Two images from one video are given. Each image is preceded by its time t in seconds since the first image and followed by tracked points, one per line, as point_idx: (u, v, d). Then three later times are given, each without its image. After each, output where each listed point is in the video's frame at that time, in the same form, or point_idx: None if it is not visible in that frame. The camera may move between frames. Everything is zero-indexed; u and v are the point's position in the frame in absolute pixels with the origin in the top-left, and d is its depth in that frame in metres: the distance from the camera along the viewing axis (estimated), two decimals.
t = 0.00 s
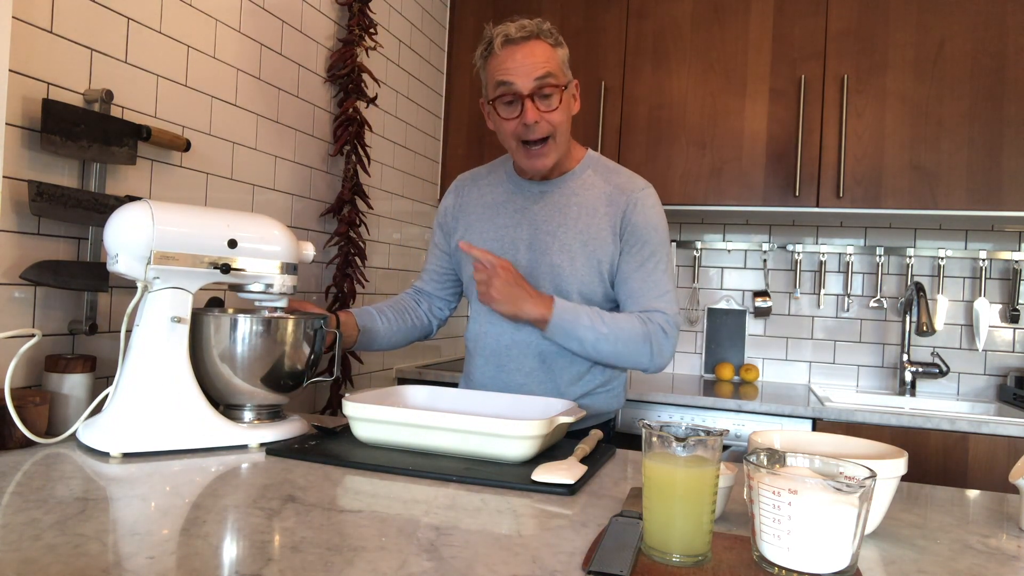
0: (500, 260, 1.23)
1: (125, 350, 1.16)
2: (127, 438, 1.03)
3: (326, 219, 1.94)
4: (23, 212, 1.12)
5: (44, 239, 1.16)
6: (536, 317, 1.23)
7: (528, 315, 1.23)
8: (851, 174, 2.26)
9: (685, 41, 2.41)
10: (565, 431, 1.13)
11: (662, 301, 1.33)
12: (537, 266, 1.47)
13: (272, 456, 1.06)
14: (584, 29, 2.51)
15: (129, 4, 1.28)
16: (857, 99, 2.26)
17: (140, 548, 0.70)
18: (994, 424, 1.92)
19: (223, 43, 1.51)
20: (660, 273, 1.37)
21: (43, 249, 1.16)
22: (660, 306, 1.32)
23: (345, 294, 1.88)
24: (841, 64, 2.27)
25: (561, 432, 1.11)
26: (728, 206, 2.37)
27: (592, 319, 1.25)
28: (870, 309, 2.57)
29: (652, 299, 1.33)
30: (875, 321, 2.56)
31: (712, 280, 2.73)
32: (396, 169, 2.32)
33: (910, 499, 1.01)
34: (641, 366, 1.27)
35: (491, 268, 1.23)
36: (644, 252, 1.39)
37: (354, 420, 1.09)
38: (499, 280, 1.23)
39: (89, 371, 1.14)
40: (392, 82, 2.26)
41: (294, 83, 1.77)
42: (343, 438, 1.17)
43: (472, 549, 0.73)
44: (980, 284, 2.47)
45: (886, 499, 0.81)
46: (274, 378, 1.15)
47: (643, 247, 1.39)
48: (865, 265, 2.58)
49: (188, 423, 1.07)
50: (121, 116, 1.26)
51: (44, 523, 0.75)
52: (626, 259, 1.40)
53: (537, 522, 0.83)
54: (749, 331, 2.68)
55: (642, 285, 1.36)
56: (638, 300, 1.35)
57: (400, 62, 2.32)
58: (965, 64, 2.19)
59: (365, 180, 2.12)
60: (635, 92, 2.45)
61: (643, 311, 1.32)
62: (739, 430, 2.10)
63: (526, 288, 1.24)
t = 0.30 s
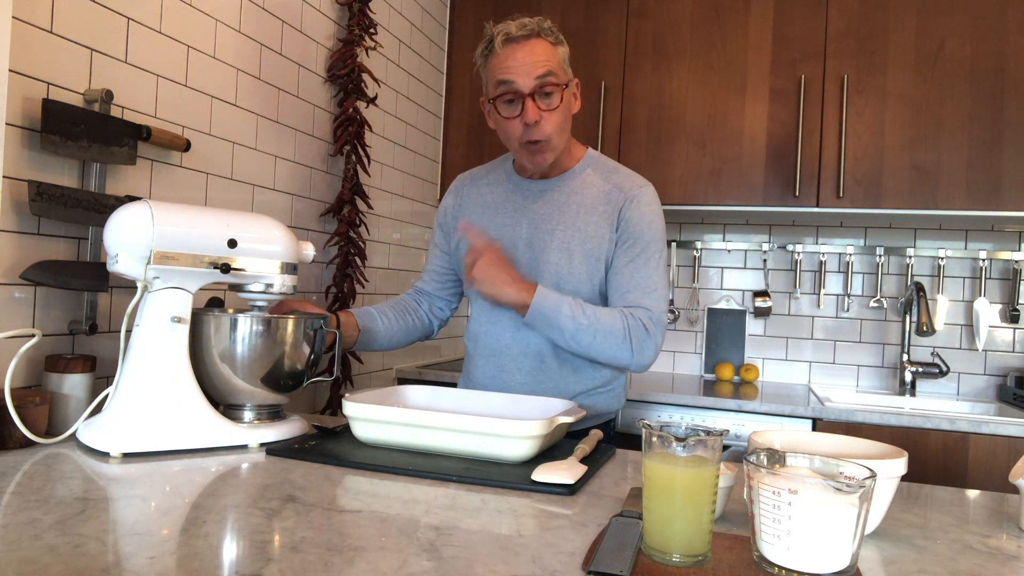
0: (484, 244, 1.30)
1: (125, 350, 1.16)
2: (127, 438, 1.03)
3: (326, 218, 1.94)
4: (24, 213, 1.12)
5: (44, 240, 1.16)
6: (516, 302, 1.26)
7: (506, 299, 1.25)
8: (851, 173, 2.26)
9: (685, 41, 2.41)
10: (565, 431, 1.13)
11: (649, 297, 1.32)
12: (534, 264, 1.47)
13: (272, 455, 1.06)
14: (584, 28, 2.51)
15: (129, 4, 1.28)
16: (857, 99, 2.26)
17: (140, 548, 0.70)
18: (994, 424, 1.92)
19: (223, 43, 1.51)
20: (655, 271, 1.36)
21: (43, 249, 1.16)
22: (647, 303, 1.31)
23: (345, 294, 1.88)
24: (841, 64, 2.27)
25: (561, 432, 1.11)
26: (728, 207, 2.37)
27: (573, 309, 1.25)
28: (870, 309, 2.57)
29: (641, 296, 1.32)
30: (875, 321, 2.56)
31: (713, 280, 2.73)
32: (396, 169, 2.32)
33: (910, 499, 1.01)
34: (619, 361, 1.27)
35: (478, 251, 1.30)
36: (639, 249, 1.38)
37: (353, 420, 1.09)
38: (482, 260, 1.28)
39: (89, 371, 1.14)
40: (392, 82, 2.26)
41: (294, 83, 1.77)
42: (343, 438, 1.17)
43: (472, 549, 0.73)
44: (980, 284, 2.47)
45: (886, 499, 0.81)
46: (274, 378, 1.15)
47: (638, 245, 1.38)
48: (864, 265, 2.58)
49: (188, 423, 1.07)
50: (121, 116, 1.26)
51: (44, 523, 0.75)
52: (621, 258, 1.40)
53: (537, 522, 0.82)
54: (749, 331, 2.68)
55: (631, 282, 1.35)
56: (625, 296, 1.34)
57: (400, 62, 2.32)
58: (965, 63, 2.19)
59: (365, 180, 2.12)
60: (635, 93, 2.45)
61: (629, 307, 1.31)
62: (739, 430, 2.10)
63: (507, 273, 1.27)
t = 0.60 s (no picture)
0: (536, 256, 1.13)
1: (125, 350, 1.16)
2: (128, 438, 1.03)
3: (326, 219, 1.94)
4: (23, 213, 1.12)
5: (44, 239, 1.16)
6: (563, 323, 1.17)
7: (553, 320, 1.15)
8: (851, 173, 2.25)
9: (685, 41, 2.40)
10: (565, 431, 1.13)
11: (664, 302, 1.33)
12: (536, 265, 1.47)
13: (272, 455, 1.06)
14: (584, 29, 2.51)
15: (129, 4, 1.28)
16: (857, 99, 2.26)
17: (140, 548, 0.70)
18: (994, 424, 1.92)
19: (223, 43, 1.51)
20: (661, 276, 1.37)
21: (43, 249, 1.16)
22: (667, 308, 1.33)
23: (345, 294, 1.88)
24: (841, 64, 2.27)
25: (561, 432, 1.11)
26: (728, 206, 2.37)
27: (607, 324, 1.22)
28: (870, 309, 2.57)
29: (653, 301, 1.34)
30: (875, 321, 2.57)
31: (713, 280, 2.73)
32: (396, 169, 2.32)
33: (910, 499, 1.01)
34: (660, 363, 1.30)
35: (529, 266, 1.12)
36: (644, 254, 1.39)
37: (353, 420, 1.09)
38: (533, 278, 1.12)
39: (89, 371, 1.14)
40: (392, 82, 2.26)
41: (294, 83, 1.77)
42: (344, 438, 1.18)
43: (472, 549, 0.73)
44: (980, 284, 2.47)
45: (886, 499, 0.81)
46: (274, 378, 1.15)
47: (643, 249, 1.40)
48: (865, 265, 2.58)
49: (188, 423, 1.07)
50: (121, 116, 1.26)
51: (44, 523, 0.75)
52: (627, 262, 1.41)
53: (537, 522, 0.83)
54: (749, 331, 2.68)
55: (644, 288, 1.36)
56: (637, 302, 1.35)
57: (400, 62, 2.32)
58: (965, 63, 2.19)
59: (365, 180, 2.12)
60: (635, 93, 2.45)
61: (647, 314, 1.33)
62: (739, 430, 2.10)
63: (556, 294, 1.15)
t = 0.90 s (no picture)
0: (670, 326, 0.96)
1: (124, 350, 1.16)
2: (128, 438, 1.03)
3: (326, 219, 1.94)
4: (23, 213, 1.12)
5: (44, 240, 1.16)
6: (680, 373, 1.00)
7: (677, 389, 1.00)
8: (851, 173, 2.25)
9: (685, 41, 2.40)
10: (566, 431, 1.13)
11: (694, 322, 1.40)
12: (553, 274, 1.46)
13: (272, 455, 1.06)
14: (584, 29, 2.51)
15: (129, 4, 1.28)
16: (857, 99, 2.26)
17: (140, 548, 0.70)
18: (994, 424, 1.92)
19: (223, 43, 1.51)
20: (689, 298, 1.45)
21: (43, 249, 1.16)
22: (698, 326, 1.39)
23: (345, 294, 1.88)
24: (841, 64, 2.27)
25: (561, 432, 1.11)
26: (728, 206, 2.37)
27: (728, 364, 1.29)
28: (870, 309, 2.57)
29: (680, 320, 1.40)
30: (875, 321, 2.57)
31: (713, 280, 2.73)
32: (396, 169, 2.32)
33: (910, 499, 1.01)
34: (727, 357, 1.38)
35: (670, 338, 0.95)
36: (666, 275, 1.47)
37: (352, 420, 1.09)
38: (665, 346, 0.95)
39: (89, 371, 1.14)
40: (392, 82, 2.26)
41: (294, 83, 1.77)
42: (344, 438, 1.17)
43: (472, 549, 0.73)
44: (980, 284, 2.47)
45: (886, 499, 0.81)
46: (274, 378, 1.15)
47: (667, 270, 1.48)
48: (865, 265, 2.58)
49: (188, 422, 1.07)
50: (121, 116, 1.26)
51: (44, 523, 0.75)
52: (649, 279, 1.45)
53: (537, 523, 0.82)
54: (749, 331, 2.68)
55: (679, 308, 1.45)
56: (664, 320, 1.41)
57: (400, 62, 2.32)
58: (965, 63, 2.19)
59: (365, 180, 2.12)
60: (635, 92, 2.45)
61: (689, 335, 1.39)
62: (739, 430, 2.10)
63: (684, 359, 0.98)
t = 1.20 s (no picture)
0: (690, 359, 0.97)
1: (125, 350, 1.16)
2: (128, 438, 1.03)
3: (326, 218, 1.94)
4: (24, 213, 1.13)
5: (44, 240, 1.16)
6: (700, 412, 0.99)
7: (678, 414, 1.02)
8: (851, 173, 2.25)
9: (685, 41, 2.40)
10: (566, 431, 1.13)
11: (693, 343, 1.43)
12: (566, 283, 1.45)
13: (272, 455, 1.06)
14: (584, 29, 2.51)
15: (130, 4, 1.28)
16: (857, 99, 2.26)
17: (140, 548, 0.70)
18: (994, 424, 1.92)
19: (223, 43, 1.51)
20: (689, 319, 1.46)
21: (43, 249, 1.16)
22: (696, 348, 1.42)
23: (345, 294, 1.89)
24: (841, 63, 2.28)
25: (561, 432, 1.11)
26: (728, 206, 2.37)
27: (685, 380, 1.31)
28: (870, 309, 2.57)
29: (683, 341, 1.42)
30: (875, 321, 2.56)
31: (713, 280, 2.73)
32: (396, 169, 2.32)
33: (910, 499, 1.01)
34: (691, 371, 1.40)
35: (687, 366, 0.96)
36: (675, 293, 1.48)
37: (353, 420, 1.09)
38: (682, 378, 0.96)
39: (89, 371, 1.14)
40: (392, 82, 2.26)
41: (294, 83, 1.77)
42: (344, 438, 1.17)
43: (472, 549, 0.73)
44: (980, 284, 2.47)
45: (886, 499, 0.81)
46: (274, 378, 1.15)
47: (676, 288, 1.48)
48: (865, 265, 2.58)
49: (188, 423, 1.07)
50: (121, 116, 1.26)
51: (44, 523, 0.75)
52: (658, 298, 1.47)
53: (537, 522, 0.82)
54: (749, 331, 2.68)
55: (676, 327, 1.45)
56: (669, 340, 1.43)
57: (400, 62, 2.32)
58: (965, 63, 2.19)
59: (365, 180, 2.12)
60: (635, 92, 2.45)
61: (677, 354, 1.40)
62: (739, 430, 2.11)
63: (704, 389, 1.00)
